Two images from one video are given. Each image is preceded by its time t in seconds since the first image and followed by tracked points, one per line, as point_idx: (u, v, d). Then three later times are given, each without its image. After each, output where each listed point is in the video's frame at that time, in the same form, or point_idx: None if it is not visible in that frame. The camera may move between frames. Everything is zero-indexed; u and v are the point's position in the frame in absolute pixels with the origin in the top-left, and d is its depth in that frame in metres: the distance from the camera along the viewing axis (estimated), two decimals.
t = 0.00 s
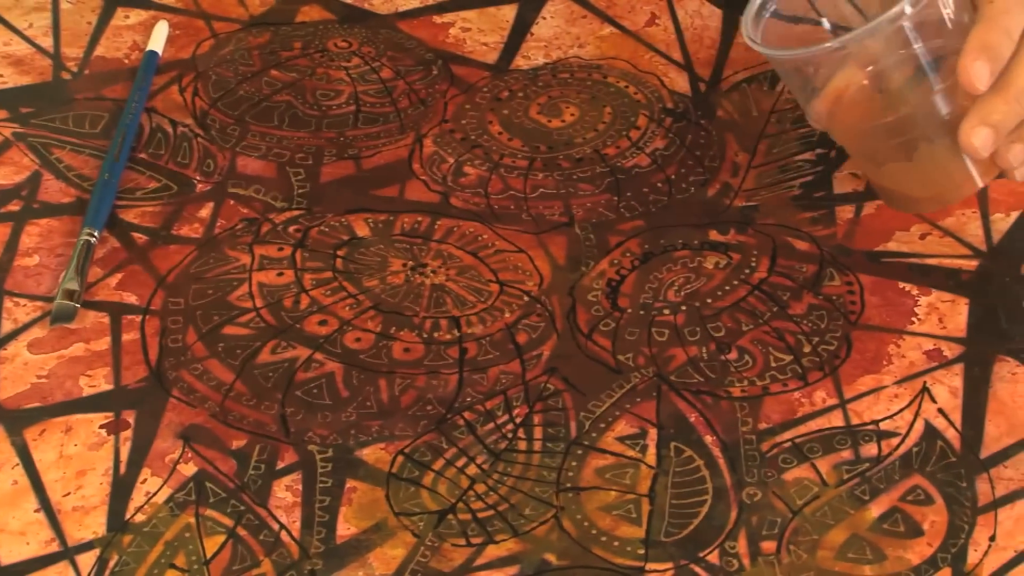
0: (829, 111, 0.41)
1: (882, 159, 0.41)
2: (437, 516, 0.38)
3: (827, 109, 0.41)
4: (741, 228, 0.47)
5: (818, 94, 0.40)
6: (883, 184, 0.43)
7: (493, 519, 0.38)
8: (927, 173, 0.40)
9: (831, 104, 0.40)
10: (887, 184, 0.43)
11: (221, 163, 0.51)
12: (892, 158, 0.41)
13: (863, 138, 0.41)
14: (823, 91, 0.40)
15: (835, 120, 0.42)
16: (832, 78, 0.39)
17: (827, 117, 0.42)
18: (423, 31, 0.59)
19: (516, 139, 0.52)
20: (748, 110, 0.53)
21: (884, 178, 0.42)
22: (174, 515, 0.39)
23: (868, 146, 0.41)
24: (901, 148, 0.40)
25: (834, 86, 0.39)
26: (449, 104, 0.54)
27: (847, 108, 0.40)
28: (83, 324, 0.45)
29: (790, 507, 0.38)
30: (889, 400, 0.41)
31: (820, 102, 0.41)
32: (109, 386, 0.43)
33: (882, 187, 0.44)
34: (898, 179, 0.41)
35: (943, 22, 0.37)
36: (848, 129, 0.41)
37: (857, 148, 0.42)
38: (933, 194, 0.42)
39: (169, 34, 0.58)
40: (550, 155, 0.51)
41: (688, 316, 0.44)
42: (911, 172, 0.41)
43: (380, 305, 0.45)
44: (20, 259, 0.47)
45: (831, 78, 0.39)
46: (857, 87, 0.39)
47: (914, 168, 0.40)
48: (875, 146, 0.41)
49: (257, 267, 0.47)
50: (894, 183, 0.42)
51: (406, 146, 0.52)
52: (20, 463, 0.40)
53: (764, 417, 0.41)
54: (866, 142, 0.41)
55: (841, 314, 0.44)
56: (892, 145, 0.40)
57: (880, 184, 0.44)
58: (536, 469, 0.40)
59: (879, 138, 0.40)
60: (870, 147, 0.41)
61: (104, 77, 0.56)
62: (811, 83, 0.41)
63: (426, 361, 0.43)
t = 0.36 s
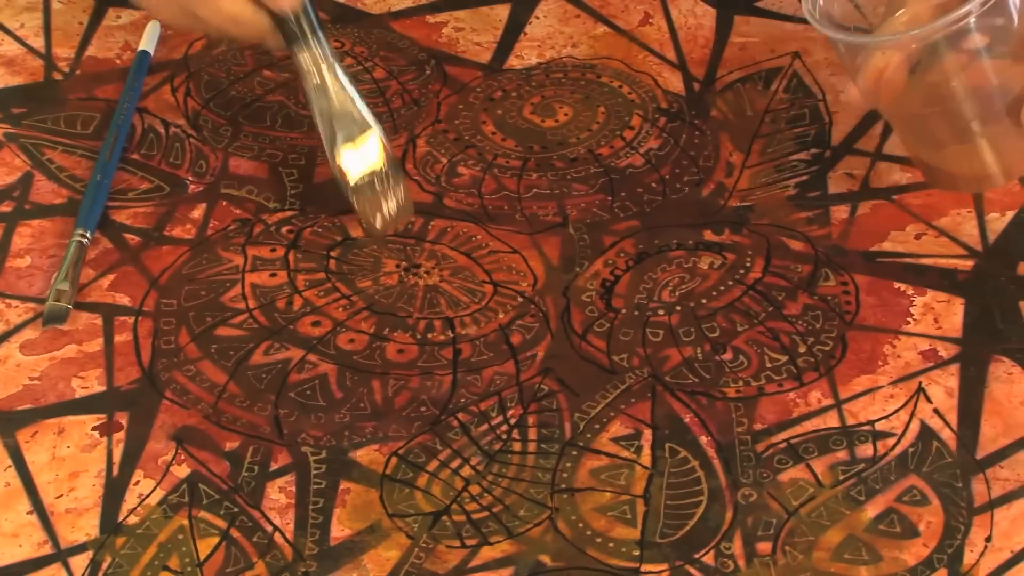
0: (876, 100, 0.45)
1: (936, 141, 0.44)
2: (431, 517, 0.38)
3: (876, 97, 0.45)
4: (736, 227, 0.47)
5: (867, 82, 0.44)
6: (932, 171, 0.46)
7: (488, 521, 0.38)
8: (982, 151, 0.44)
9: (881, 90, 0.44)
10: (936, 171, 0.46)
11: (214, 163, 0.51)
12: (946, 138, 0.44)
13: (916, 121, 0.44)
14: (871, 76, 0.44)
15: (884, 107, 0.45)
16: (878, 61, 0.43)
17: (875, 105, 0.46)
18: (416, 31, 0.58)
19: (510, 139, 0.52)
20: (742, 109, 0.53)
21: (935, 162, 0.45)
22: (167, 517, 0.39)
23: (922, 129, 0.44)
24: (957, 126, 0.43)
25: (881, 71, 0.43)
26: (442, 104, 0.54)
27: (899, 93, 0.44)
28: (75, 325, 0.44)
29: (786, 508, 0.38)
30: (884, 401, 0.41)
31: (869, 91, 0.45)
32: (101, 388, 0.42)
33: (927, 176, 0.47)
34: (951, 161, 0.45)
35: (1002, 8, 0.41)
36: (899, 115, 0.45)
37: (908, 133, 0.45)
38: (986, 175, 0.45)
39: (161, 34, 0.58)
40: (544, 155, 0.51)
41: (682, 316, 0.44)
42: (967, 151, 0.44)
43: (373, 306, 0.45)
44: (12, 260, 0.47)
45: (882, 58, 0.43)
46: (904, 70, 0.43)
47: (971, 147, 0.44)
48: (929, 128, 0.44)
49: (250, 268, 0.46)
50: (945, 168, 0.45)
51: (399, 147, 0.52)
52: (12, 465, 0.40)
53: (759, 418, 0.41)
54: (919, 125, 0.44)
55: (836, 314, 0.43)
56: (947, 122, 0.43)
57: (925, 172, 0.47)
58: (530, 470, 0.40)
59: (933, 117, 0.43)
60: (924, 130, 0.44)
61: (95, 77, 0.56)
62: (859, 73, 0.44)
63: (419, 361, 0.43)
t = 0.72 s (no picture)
0: (875, 93, 0.45)
1: (935, 134, 0.44)
2: (435, 517, 0.38)
3: (873, 90, 0.45)
4: (739, 228, 0.47)
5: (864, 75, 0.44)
6: (934, 163, 0.46)
7: (491, 521, 0.38)
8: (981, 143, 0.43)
9: (877, 82, 0.44)
10: (937, 163, 0.46)
11: (217, 163, 0.51)
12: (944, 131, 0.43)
13: (913, 115, 0.44)
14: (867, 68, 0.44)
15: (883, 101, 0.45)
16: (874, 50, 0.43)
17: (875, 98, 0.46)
18: (420, 31, 0.58)
19: (513, 139, 0.52)
20: (746, 109, 0.53)
21: (935, 154, 0.45)
22: (171, 516, 0.39)
23: (920, 123, 0.44)
24: (955, 118, 0.43)
25: (878, 61, 0.43)
26: (446, 104, 0.54)
27: (895, 85, 0.44)
28: (78, 325, 0.44)
29: (790, 508, 0.38)
30: (888, 401, 0.41)
31: (867, 84, 0.45)
32: (105, 387, 0.42)
33: (930, 168, 0.47)
34: (951, 153, 0.44)
35: None
36: (896, 109, 0.44)
37: (907, 127, 0.45)
38: (988, 165, 0.44)
39: (164, 33, 0.58)
40: (548, 155, 0.51)
41: (686, 316, 0.44)
42: (966, 143, 0.43)
43: (377, 305, 0.45)
44: (16, 260, 0.47)
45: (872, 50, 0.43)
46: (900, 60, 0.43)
47: (969, 139, 0.43)
48: (927, 121, 0.44)
49: (254, 267, 0.46)
50: (945, 159, 0.45)
51: (403, 147, 0.52)
52: (16, 465, 0.40)
53: (763, 418, 0.41)
54: (916, 119, 0.44)
55: (840, 314, 0.43)
56: (945, 116, 0.43)
57: (927, 164, 0.46)
58: (534, 470, 0.40)
59: (930, 111, 0.43)
60: (922, 123, 0.44)
61: (99, 77, 0.56)
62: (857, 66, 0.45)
63: (423, 361, 0.43)
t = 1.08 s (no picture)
0: (863, 104, 0.42)
1: (927, 146, 0.41)
2: (446, 515, 0.38)
3: (863, 102, 0.42)
4: (751, 227, 0.47)
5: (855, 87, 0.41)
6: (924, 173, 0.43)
7: (503, 519, 0.38)
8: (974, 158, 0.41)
9: (868, 96, 0.41)
10: (927, 174, 0.43)
11: (229, 161, 0.51)
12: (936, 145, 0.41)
13: (904, 128, 0.41)
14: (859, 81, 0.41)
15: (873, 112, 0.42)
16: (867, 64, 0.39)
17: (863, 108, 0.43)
18: (432, 30, 0.58)
19: (525, 137, 0.52)
20: (758, 108, 0.53)
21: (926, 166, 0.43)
22: (182, 514, 0.39)
23: (911, 135, 0.41)
24: (948, 133, 0.40)
25: (869, 74, 0.40)
26: (458, 102, 0.54)
27: (886, 99, 0.41)
28: (90, 322, 0.44)
29: (801, 507, 0.38)
30: (900, 401, 0.41)
31: (855, 95, 0.42)
32: (117, 385, 0.42)
33: (919, 176, 0.45)
34: (942, 166, 0.42)
35: (990, 8, 0.38)
36: (887, 121, 0.42)
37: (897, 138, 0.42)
38: (978, 177, 0.42)
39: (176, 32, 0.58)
40: (560, 154, 0.51)
41: (697, 315, 0.44)
42: (958, 157, 0.41)
43: (389, 304, 0.45)
44: (28, 256, 0.47)
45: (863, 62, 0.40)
46: (892, 74, 0.40)
47: (962, 153, 0.41)
48: (919, 134, 0.41)
49: (266, 265, 0.46)
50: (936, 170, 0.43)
51: (415, 145, 0.52)
52: (28, 462, 0.40)
53: (775, 418, 0.41)
54: (907, 131, 0.41)
55: (851, 314, 0.43)
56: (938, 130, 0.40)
57: (916, 173, 0.44)
58: (545, 469, 0.39)
59: (922, 125, 0.40)
60: (913, 135, 0.41)
61: (111, 74, 0.56)
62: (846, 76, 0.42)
63: (435, 360, 0.43)
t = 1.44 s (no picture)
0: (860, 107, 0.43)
1: (922, 151, 0.42)
2: (459, 511, 0.38)
3: (860, 105, 0.43)
4: (765, 223, 0.47)
5: (850, 89, 0.42)
6: (922, 180, 0.44)
7: (516, 515, 0.38)
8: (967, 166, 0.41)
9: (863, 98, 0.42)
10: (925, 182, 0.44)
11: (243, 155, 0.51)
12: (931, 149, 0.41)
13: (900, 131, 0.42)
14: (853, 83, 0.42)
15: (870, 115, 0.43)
16: (860, 66, 0.41)
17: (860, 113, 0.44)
18: (446, 25, 0.58)
19: (539, 133, 0.52)
20: (772, 104, 0.52)
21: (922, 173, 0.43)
22: (195, 508, 0.39)
23: (907, 139, 0.42)
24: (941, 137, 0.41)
25: (864, 76, 0.41)
26: (472, 97, 0.54)
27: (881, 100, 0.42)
28: (104, 316, 0.44)
29: (814, 504, 0.38)
30: (914, 397, 0.41)
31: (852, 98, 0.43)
32: (130, 378, 0.42)
33: (918, 184, 0.45)
34: (937, 172, 0.42)
35: (984, 12, 0.37)
36: (883, 123, 0.43)
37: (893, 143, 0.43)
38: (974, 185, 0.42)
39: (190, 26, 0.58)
40: (574, 149, 0.51)
41: (711, 312, 0.44)
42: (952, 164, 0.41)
43: (403, 299, 0.45)
44: (41, 250, 0.47)
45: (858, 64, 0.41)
46: (889, 74, 0.41)
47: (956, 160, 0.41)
48: (914, 138, 0.42)
49: (280, 260, 0.46)
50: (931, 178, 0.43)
51: (428, 140, 0.52)
52: (41, 455, 0.40)
53: (788, 414, 0.41)
54: (903, 134, 0.42)
55: (865, 311, 0.43)
56: (932, 133, 0.41)
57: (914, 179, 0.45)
58: (558, 465, 0.39)
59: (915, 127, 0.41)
60: (908, 139, 0.42)
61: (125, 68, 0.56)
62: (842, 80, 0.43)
63: (448, 355, 0.43)
